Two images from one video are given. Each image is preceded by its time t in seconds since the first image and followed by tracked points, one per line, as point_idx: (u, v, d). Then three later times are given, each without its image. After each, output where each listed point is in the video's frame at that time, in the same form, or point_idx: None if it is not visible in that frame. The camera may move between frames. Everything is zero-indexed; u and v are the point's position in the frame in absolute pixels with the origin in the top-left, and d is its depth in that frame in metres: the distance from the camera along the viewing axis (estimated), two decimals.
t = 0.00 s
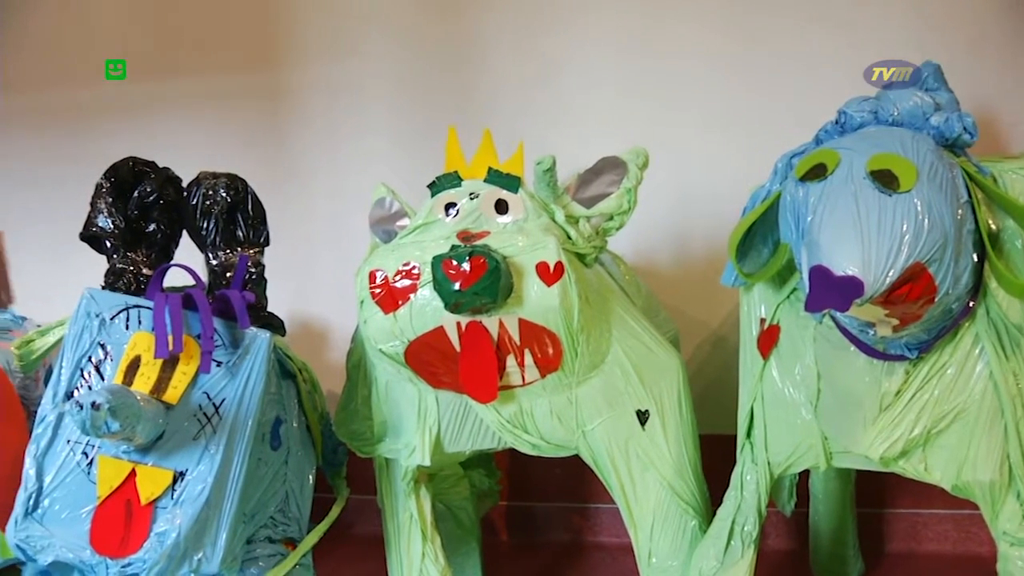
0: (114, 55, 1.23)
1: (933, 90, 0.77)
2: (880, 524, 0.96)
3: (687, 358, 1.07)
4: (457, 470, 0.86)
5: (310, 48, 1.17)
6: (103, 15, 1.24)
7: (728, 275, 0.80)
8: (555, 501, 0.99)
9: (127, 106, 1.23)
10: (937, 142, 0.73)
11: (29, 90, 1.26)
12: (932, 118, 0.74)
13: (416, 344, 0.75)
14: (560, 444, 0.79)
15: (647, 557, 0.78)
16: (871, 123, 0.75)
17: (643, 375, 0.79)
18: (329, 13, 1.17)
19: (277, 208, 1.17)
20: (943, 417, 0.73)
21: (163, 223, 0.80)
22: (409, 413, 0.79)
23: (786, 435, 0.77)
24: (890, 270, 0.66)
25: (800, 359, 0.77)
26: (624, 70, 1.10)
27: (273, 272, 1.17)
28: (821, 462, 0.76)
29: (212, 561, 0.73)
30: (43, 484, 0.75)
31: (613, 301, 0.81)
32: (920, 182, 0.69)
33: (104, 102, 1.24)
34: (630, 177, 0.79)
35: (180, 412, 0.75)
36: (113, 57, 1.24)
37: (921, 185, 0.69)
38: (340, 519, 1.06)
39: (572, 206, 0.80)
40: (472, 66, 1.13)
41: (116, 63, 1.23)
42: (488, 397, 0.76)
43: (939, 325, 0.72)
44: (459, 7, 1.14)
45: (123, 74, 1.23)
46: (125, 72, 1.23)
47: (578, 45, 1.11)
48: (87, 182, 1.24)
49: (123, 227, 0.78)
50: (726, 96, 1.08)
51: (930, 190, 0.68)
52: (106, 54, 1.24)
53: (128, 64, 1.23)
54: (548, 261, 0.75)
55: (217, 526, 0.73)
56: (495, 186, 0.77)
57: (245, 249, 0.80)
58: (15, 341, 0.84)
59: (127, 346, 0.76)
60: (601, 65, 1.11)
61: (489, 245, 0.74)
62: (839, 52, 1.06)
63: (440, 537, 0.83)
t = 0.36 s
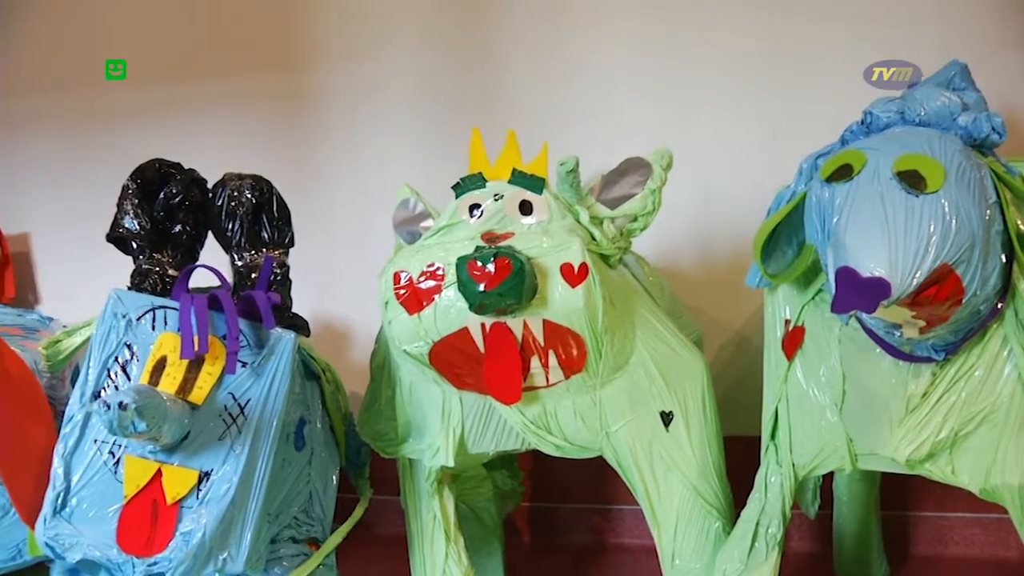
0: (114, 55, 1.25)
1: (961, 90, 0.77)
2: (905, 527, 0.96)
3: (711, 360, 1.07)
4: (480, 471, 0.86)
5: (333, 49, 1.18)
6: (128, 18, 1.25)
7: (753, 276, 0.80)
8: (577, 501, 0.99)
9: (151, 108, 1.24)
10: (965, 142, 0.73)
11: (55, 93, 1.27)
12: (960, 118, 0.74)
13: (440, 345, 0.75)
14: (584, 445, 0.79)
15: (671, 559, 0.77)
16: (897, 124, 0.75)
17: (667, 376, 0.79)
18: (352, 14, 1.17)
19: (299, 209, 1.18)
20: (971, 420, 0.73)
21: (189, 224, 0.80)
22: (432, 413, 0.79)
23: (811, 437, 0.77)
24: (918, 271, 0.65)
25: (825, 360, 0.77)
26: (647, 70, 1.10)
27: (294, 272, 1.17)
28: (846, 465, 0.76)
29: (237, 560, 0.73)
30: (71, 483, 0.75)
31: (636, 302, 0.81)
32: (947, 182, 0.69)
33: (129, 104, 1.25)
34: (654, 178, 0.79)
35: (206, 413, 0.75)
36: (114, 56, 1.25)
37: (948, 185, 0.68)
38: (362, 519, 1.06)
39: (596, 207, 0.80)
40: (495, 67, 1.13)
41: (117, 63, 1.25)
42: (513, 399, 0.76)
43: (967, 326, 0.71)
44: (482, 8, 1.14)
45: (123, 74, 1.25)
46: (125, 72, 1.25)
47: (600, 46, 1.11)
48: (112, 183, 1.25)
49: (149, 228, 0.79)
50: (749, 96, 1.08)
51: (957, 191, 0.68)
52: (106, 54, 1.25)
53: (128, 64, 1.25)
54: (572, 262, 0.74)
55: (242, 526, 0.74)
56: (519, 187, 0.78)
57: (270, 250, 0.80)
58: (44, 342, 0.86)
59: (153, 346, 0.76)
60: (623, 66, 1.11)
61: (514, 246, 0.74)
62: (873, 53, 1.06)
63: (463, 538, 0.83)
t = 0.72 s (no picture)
0: (114, 55, 1.27)
1: (989, 88, 0.76)
2: (931, 530, 0.95)
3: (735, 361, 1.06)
4: (505, 472, 0.86)
5: (358, 50, 1.18)
6: (154, 20, 1.26)
7: (778, 277, 0.80)
8: (601, 503, 0.99)
9: (177, 109, 1.24)
10: (994, 142, 0.72)
11: (84, 95, 1.28)
12: (989, 117, 0.73)
13: (465, 346, 0.76)
14: (608, 446, 0.79)
15: (696, 561, 0.77)
16: (925, 124, 0.74)
17: (692, 377, 0.79)
18: (377, 16, 1.18)
19: (322, 210, 1.18)
20: (1000, 423, 0.72)
21: (215, 225, 0.80)
22: (457, 414, 0.79)
23: (837, 439, 0.77)
24: (946, 273, 0.65)
25: (851, 362, 0.77)
26: (673, 70, 1.10)
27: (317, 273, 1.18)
28: (873, 467, 0.75)
29: (263, 560, 0.73)
30: (99, 482, 0.76)
31: (662, 304, 0.81)
32: (976, 182, 0.68)
33: (155, 105, 1.25)
34: (680, 179, 0.79)
35: (232, 413, 0.75)
36: (114, 57, 1.27)
37: (977, 186, 0.68)
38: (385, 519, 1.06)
39: (621, 208, 0.80)
40: (520, 68, 1.14)
41: (117, 63, 1.27)
42: (538, 400, 0.76)
43: (996, 327, 0.71)
44: (507, 8, 1.14)
45: (122, 73, 1.27)
46: (125, 71, 1.27)
47: (626, 47, 1.11)
48: (139, 184, 1.26)
49: (175, 229, 0.79)
50: (776, 96, 1.07)
51: (987, 191, 0.67)
52: (107, 54, 1.27)
53: (128, 64, 1.26)
54: (597, 263, 0.75)
55: (268, 525, 0.74)
56: (544, 188, 0.78)
57: (296, 252, 0.80)
58: (72, 342, 0.86)
59: (180, 346, 0.77)
60: (648, 66, 1.10)
61: (539, 247, 0.74)
62: (877, 52, 1.06)
63: (487, 539, 0.83)
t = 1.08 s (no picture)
0: (115, 56, 1.29)
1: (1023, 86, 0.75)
2: (961, 534, 0.95)
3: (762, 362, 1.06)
4: (530, 473, 0.87)
5: (383, 51, 1.19)
6: (180, 22, 1.26)
7: (806, 278, 0.80)
8: (626, 503, 0.99)
9: (203, 110, 1.25)
10: None
11: (111, 95, 1.29)
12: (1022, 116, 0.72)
13: (492, 346, 0.76)
14: (636, 447, 0.78)
15: (723, 562, 0.76)
16: (956, 123, 0.74)
17: (720, 378, 0.79)
18: (402, 17, 1.18)
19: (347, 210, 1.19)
20: None
21: (243, 226, 0.81)
22: (484, 415, 0.79)
23: (865, 441, 0.76)
24: (978, 273, 0.64)
25: (880, 363, 0.76)
26: (698, 70, 1.10)
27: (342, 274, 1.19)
28: (902, 469, 0.75)
29: (290, 559, 0.73)
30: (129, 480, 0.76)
31: (689, 304, 0.82)
32: (1009, 182, 0.67)
33: (181, 106, 1.26)
34: (707, 179, 0.79)
35: (260, 413, 0.76)
36: (114, 57, 1.29)
37: (1011, 186, 0.67)
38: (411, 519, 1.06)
39: (648, 208, 0.80)
40: (545, 68, 1.14)
41: (117, 63, 1.29)
42: (565, 400, 0.76)
43: None
44: (532, 9, 1.15)
45: (122, 73, 1.29)
46: (124, 71, 1.29)
47: (651, 46, 1.11)
48: (165, 184, 1.27)
49: (204, 230, 0.80)
50: (802, 96, 1.07)
51: (1020, 191, 0.66)
52: (107, 55, 1.30)
53: (128, 64, 1.29)
54: (625, 263, 0.74)
55: (296, 525, 0.74)
56: (572, 189, 0.78)
57: (324, 252, 0.80)
58: (100, 342, 0.88)
59: (209, 346, 0.77)
60: (674, 66, 1.10)
61: (566, 247, 0.74)
62: (877, 52, 1.06)
63: (513, 539, 0.83)
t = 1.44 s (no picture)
0: (115, 56, 1.32)
1: None
2: (990, 539, 0.94)
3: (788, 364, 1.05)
4: (556, 473, 0.87)
5: (409, 53, 1.19)
6: (206, 23, 1.27)
7: (834, 278, 0.80)
8: (652, 504, 0.99)
9: (229, 112, 1.26)
10: None
11: (137, 96, 1.31)
12: None
13: (519, 347, 0.76)
14: (662, 448, 0.78)
15: (749, 564, 0.76)
16: (987, 123, 0.73)
17: (747, 379, 0.79)
18: (428, 19, 1.19)
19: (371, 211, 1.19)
20: None
21: (270, 227, 0.81)
22: (511, 415, 0.79)
23: (894, 443, 0.75)
24: (1011, 273, 0.64)
25: (909, 365, 0.75)
26: (725, 70, 1.09)
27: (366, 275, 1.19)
28: (932, 472, 0.74)
29: (317, 559, 0.74)
30: (158, 479, 0.77)
31: (717, 306, 0.82)
32: None
33: (207, 108, 1.27)
34: (734, 179, 0.78)
35: (288, 413, 0.76)
36: (115, 57, 1.32)
37: None
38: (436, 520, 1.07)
39: (675, 208, 0.80)
40: (570, 69, 1.14)
41: (117, 63, 1.32)
42: (591, 401, 0.76)
43: None
44: (556, 9, 1.15)
45: (122, 74, 1.32)
46: (125, 72, 1.31)
47: (677, 47, 1.11)
48: (190, 185, 1.28)
49: (232, 230, 0.81)
50: (828, 95, 1.07)
51: None
52: (107, 55, 1.32)
53: (128, 65, 1.31)
54: (653, 264, 0.74)
55: (323, 525, 0.74)
56: (600, 190, 0.78)
57: (351, 253, 0.80)
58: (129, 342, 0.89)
59: (236, 347, 0.78)
60: (699, 66, 1.10)
61: (594, 248, 0.74)
62: (894, 52, 1.06)
63: (538, 540, 0.83)
